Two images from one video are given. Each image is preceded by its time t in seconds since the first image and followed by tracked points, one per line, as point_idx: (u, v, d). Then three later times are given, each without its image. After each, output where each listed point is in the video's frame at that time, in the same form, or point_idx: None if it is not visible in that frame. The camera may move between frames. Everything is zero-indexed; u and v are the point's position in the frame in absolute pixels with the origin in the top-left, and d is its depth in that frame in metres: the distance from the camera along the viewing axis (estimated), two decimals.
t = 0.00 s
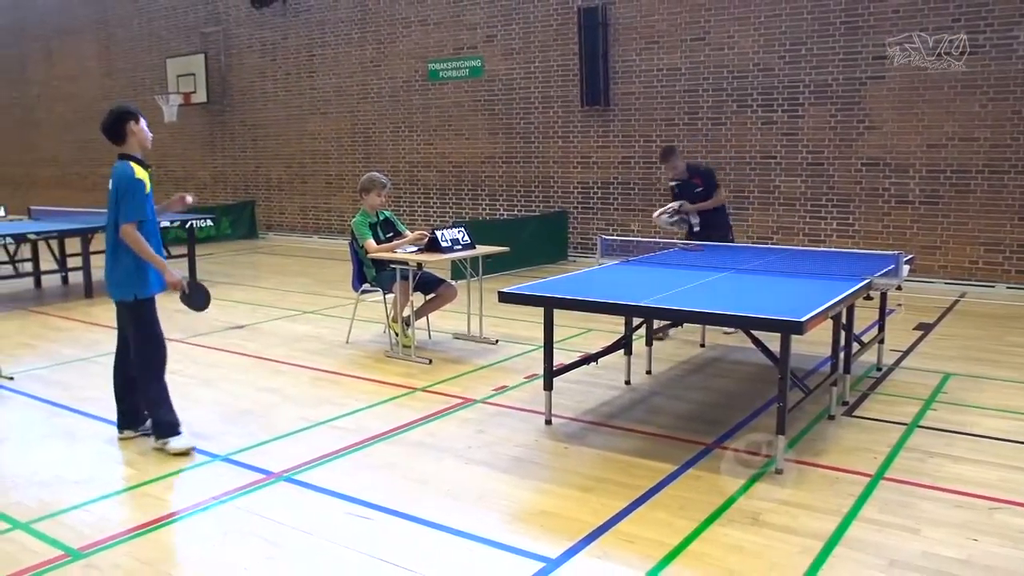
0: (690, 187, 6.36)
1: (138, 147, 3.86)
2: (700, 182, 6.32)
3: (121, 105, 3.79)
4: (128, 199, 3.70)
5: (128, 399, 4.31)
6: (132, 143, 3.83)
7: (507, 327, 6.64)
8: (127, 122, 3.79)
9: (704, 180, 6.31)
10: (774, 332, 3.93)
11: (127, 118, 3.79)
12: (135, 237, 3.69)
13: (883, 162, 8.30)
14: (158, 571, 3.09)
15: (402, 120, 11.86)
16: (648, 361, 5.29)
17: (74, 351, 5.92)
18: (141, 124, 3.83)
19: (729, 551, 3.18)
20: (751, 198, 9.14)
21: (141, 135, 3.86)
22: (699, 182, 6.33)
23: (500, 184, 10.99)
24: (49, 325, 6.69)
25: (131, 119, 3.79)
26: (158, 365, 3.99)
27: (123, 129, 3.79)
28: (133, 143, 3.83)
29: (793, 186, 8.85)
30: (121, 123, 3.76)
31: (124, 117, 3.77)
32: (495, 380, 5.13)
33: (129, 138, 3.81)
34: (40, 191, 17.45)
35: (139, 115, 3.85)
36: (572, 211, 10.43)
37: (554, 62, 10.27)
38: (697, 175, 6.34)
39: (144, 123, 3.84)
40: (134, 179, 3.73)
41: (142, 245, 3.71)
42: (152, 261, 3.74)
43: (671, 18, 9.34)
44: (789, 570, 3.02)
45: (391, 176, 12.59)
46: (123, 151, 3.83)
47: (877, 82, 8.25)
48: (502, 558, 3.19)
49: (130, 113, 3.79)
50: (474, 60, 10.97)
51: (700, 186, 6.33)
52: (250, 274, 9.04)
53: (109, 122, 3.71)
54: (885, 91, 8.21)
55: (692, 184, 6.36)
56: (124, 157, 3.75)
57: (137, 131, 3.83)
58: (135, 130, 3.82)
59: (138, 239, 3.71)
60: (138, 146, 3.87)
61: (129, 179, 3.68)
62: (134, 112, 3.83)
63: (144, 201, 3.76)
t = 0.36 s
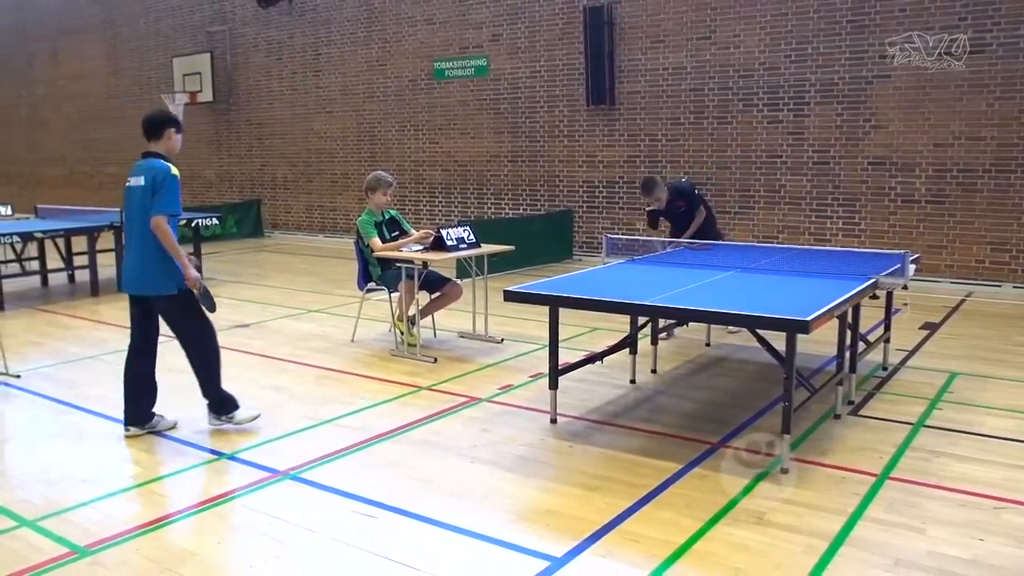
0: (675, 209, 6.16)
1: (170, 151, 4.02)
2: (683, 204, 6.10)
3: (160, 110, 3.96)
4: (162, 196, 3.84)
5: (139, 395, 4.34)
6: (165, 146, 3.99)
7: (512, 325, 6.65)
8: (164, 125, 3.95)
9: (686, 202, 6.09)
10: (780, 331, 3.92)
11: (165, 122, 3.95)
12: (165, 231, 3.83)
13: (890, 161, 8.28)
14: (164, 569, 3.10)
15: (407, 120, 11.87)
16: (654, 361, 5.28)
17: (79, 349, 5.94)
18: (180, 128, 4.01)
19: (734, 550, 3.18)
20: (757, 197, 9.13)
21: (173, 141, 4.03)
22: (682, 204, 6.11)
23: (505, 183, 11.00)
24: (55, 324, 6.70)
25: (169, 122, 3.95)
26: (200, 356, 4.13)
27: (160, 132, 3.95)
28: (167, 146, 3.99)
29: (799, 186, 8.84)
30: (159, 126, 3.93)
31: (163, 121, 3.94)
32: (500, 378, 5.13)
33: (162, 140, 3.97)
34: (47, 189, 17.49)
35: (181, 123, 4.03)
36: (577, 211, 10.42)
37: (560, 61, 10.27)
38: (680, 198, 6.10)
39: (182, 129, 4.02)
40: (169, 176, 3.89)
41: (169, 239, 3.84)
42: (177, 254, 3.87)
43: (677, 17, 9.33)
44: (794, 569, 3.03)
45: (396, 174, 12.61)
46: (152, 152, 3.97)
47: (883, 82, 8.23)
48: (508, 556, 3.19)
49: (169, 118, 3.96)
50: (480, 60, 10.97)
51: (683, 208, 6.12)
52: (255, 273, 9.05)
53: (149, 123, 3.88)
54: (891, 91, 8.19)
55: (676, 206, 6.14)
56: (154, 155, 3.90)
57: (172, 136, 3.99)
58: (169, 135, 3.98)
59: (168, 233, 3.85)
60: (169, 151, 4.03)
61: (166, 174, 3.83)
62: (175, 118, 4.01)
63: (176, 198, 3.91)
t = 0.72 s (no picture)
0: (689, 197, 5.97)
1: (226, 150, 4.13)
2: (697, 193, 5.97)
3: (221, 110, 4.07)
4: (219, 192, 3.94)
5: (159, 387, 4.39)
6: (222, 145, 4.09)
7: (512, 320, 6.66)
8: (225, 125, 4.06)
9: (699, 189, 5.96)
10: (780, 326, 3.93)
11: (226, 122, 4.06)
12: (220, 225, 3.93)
13: (890, 156, 8.28)
14: (163, 563, 3.10)
15: (407, 115, 11.86)
16: (653, 355, 5.27)
17: (79, 344, 5.95)
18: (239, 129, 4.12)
19: (734, 545, 3.19)
20: (757, 192, 9.13)
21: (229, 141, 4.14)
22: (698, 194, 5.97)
23: (505, 178, 11.00)
24: (55, 320, 6.70)
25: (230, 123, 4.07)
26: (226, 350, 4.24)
27: (220, 132, 4.06)
28: (224, 145, 4.09)
29: (800, 181, 8.84)
30: (220, 125, 4.04)
31: (224, 121, 4.05)
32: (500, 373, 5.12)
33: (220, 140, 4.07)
34: (48, 184, 17.48)
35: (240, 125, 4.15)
36: (576, 206, 10.43)
37: (559, 56, 10.26)
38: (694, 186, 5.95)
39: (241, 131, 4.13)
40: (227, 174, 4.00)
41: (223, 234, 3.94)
42: (227, 250, 3.98)
43: (677, 12, 9.32)
44: (793, 563, 3.04)
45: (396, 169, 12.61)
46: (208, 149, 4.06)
47: (883, 77, 8.23)
48: (509, 550, 3.20)
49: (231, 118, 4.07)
50: (479, 55, 10.96)
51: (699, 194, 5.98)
52: (254, 268, 9.05)
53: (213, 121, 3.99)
54: (891, 86, 8.19)
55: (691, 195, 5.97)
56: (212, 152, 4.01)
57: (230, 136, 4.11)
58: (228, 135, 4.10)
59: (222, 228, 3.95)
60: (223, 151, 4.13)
61: (225, 171, 3.94)
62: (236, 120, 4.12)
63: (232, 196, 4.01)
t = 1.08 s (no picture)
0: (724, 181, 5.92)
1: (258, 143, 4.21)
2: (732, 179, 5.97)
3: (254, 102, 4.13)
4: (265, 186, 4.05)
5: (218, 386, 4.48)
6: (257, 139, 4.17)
7: (506, 318, 6.63)
8: (260, 118, 4.14)
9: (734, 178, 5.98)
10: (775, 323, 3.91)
11: (262, 114, 4.14)
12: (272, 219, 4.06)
13: (886, 153, 8.28)
14: (155, 564, 3.06)
15: (400, 112, 11.82)
16: (648, 353, 5.25)
17: (69, 343, 5.89)
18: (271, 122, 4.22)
19: (730, 544, 3.16)
20: (752, 189, 9.12)
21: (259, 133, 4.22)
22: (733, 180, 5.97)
23: (500, 175, 10.97)
24: (45, 318, 6.64)
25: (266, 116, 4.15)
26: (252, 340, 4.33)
27: (255, 124, 4.14)
28: (258, 138, 4.18)
29: (796, 177, 8.83)
30: (257, 118, 4.11)
31: (261, 114, 4.13)
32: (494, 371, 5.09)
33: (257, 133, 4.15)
34: (39, 181, 17.39)
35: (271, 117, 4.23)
36: (571, 203, 10.41)
37: (554, 52, 10.24)
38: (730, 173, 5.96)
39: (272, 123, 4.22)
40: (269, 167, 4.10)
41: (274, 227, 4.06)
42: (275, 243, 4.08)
43: (672, 8, 9.31)
44: (789, 562, 3.01)
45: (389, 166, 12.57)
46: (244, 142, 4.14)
47: (879, 73, 8.23)
48: (503, 550, 3.17)
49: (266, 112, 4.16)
50: (474, 51, 10.93)
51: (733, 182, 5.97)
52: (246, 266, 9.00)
53: (250, 114, 4.05)
54: (888, 82, 8.18)
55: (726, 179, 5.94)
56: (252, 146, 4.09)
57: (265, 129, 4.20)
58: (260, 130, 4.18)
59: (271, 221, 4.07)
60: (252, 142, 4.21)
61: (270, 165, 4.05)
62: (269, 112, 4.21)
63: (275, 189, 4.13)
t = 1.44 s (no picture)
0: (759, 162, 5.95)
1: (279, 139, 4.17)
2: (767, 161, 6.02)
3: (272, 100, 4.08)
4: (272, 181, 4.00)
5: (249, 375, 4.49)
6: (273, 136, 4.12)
7: (492, 318, 6.55)
8: (276, 116, 4.08)
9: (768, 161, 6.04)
10: (767, 323, 3.85)
11: (278, 111, 4.09)
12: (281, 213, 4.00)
13: (880, 149, 8.26)
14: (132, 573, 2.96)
15: (386, 108, 11.72)
16: (638, 354, 5.18)
17: (44, 346, 5.75)
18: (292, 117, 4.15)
19: (722, 549, 3.09)
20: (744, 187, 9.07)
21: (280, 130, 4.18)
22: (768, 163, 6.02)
23: (487, 173, 10.89)
24: (21, 320, 6.49)
25: (283, 113, 4.09)
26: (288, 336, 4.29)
27: (271, 121, 4.09)
28: (278, 135, 4.13)
29: (787, 174, 8.81)
30: (271, 115, 4.06)
31: (276, 111, 4.07)
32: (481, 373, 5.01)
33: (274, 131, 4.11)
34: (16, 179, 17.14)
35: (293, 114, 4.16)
36: (560, 201, 10.34)
37: (543, 47, 10.17)
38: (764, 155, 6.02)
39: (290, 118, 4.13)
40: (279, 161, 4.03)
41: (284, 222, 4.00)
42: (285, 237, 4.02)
43: (663, 3, 9.26)
44: (783, 566, 2.94)
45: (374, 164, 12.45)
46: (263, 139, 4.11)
47: (872, 69, 8.21)
48: (491, 556, 3.08)
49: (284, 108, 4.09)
50: (461, 45, 10.85)
51: (767, 166, 6.02)
52: (228, 266, 8.86)
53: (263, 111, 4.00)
54: (882, 77, 8.16)
55: (760, 161, 5.98)
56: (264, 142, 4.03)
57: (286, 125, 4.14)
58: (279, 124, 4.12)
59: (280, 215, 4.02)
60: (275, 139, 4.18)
61: (272, 160, 3.98)
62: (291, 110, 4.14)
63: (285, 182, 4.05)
